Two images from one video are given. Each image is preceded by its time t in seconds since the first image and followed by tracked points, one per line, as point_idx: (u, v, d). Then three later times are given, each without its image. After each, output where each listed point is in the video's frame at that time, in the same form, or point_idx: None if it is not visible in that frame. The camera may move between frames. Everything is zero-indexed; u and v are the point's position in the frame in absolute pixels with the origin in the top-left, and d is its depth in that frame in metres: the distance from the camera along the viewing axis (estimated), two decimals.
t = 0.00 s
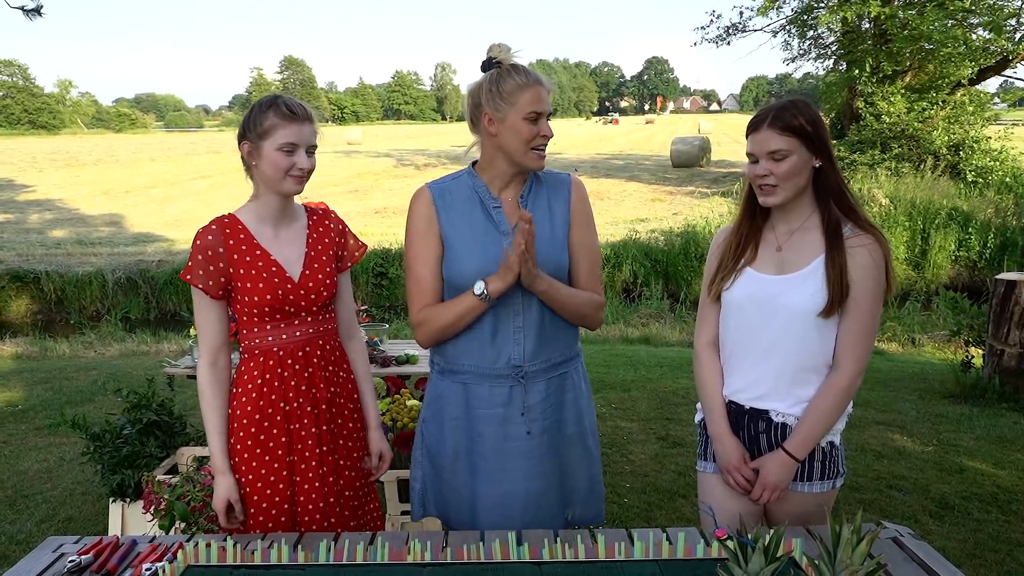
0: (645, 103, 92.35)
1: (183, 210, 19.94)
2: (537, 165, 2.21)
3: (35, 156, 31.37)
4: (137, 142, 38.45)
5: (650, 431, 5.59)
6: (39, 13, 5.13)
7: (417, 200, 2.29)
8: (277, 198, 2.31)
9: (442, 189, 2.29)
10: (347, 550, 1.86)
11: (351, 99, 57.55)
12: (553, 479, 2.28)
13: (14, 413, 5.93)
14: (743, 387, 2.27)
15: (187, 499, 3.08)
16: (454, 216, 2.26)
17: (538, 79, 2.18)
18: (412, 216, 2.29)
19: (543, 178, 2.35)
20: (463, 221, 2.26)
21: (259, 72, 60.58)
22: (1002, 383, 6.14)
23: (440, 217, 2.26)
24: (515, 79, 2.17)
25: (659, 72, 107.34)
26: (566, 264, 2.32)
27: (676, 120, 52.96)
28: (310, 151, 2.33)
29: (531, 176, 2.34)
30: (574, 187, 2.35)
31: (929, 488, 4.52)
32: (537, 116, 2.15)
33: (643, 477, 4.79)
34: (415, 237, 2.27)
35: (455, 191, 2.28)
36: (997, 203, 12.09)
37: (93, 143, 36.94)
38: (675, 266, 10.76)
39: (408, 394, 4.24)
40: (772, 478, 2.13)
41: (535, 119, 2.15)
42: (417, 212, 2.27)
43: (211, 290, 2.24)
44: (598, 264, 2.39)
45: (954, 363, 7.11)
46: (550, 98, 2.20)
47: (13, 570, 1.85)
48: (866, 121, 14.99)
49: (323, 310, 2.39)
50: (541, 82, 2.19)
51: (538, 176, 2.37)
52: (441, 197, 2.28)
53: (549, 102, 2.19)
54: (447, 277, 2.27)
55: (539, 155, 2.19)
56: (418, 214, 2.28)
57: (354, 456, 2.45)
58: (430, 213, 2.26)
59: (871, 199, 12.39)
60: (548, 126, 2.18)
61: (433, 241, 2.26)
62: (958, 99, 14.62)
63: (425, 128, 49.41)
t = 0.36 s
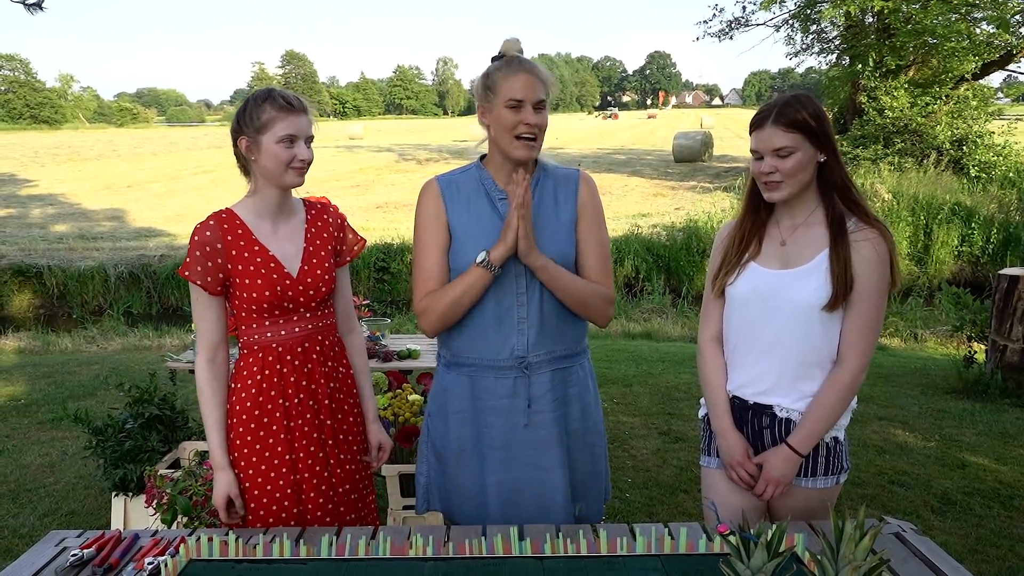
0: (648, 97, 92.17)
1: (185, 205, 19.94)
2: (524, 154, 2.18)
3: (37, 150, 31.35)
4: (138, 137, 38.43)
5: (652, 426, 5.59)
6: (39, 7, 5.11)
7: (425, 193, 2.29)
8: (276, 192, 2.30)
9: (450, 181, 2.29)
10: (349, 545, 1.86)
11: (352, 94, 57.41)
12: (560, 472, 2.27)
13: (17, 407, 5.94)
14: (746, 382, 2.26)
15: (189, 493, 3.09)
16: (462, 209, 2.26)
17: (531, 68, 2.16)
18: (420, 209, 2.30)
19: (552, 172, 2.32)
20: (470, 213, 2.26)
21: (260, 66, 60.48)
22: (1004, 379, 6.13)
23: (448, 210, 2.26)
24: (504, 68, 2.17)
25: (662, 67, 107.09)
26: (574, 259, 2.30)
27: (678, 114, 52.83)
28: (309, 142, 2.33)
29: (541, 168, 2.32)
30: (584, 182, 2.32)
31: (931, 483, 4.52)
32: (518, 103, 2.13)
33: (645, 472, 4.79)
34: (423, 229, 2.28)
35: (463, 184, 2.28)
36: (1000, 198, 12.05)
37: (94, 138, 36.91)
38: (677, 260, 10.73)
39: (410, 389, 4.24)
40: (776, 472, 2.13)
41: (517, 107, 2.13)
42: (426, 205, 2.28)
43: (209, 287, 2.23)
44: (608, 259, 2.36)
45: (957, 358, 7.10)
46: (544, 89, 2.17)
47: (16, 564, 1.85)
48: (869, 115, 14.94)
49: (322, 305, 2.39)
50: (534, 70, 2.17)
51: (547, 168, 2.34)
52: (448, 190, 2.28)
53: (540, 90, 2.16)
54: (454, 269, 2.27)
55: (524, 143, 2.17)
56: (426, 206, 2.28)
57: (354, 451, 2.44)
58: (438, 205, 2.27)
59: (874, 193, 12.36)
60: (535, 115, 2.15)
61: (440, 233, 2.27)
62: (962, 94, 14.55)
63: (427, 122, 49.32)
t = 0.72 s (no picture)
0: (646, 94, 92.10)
1: (182, 202, 19.92)
2: (516, 149, 2.18)
3: (34, 147, 31.30)
4: (136, 134, 38.34)
5: (650, 423, 5.59)
6: (35, 3, 5.10)
7: (429, 189, 2.29)
8: (268, 189, 2.29)
9: (454, 177, 2.29)
10: (346, 543, 1.85)
11: (351, 91, 57.25)
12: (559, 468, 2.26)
13: (14, 404, 5.93)
14: (744, 378, 2.26)
15: (186, 490, 3.09)
16: (465, 206, 2.26)
17: (523, 62, 2.15)
18: (423, 205, 2.30)
19: (557, 169, 2.30)
20: (473, 210, 2.26)
21: (258, 63, 60.39)
22: (1002, 375, 6.14)
23: (452, 207, 2.26)
24: (498, 63, 2.18)
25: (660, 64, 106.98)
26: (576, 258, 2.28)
27: (676, 111, 52.77)
28: (300, 137, 2.31)
29: (546, 165, 2.30)
30: (588, 181, 2.29)
31: (928, 479, 4.52)
32: (505, 100, 2.13)
33: (643, 468, 4.80)
34: (426, 224, 2.28)
35: (467, 180, 2.28)
36: (998, 195, 12.06)
37: (91, 135, 36.79)
38: (675, 257, 10.73)
39: (408, 385, 4.24)
40: (774, 469, 2.13)
41: (504, 102, 2.13)
42: (429, 200, 2.27)
43: (198, 282, 2.24)
44: (612, 259, 2.33)
45: (954, 355, 7.11)
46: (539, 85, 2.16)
47: (12, 561, 1.85)
48: (867, 112, 14.94)
49: (314, 304, 2.37)
50: (527, 63, 2.15)
51: (554, 163, 2.32)
52: (452, 186, 2.27)
53: (530, 83, 2.14)
54: (456, 265, 2.27)
55: (513, 139, 2.16)
56: (430, 202, 2.28)
57: (345, 452, 2.43)
58: (441, 201, 2.26)
59: (872, 190, 12.36)
60: (524, 109, 2.14)
61: (443, 229, 2.26)
62: (960, 91, 14.56)
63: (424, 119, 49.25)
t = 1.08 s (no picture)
0: (642, 93, 92.15)
1: (178, 201, 19.87)
2: (492, 150, 2.17)
3: (29, 146, 31.19)
4: (131, 133, 38.26)
5: (646, 423, 5.59)
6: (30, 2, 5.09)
7: (432, 188, 2.29)
8: (261, 188, 2.28)
9: (458, 176, 2.29)
10: (340, 543, 1.85)
11: (347, 90, 57.11)
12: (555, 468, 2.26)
13: (8, 404, 5.91)
14: (738, 375, 2.27)
15: (180, 490, 3.08)
16: (467, 205, 2.26)
17: (504, 65, 2.14)
18: (427, 204, 2.30)
19: (559, 171, 2.28)
20: (474, 210, 2.25)
21: (254, 62, 60.33)
22: (997, 374, 6.15)
23: (454, 206, 2.26)
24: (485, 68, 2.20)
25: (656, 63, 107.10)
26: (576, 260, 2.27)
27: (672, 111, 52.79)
28: (292, 138, 2.30)
29: (548, 166, 2.29)
30: (592, 184, 2.27)
31: (923, 478, 4.53)
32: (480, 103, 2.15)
33: (639, 468, 4.80)
34: (428, 223, 2.28)
35: (469, 179, 2.28)
36: (993, 194, 12.09)
37: (87, 134, 36.69)
38: (671, 257, 10.73)
39: (404, 385, 4.24)
40: (768, 468, 2.13)
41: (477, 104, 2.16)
42: (432, 199, 2.28)
43: (188, 280, 2.25)
44: (613, 261, 2.31)
45: (949, 354, 7.12)
46: (521, 87, 2.12)
47: (6, 561, 1.85)
48: (863, 111, 14.98)
49: (304, 305, 2.35)
50: (504, 65, 2.14)
51: (558, 165, 2.29)
52: (455, 184, 2.27)
53: (502, 85, 2.11)
54: (455, 263, 2.27)
55: (488, 142, 2.17)
56: (433, 201, 2.28)
57: (338, 455, 2.40)
58: (444, 200, 2.27)
59: (867, 189, 12.38)
60: (494, 111, 2.13)
61: (444, 227, 2.27)
62: (955, 90, 14.59)
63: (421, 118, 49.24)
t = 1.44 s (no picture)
0: (643, 92, 92.13)
1: (179, 200, 19.89)
2: (491, 147, 2.17)
3: (30, 145, 31.23)
4: (133, 132, 38.29)
5: (646, 422, 5.59)
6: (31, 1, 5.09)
7: (439, 185, 2.30)
8: (259, 187, 2.28)
9: (463, 174, 2.29)
10: (340, 542, 1.85)
11: (348, 89, 57.08)
12: (553, 468, 2.25)
13: (9, 403, 5.92)
14: (741, 370, 2.27)
15: (180, 490, 3.07)
16: (472, 202, 2.26)
17: (504, 62, 2.14)
18: (432, 201, 2.31)
19: (566, 170, 2.27)
20: (479, 207, 2.25)
21: (255, 62, 60.42)
22: (998, 373, 6.14)
23: (459, 203, 2.26)
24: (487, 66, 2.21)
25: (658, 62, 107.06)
26: (578, 259, 2.27)
27: (673, 110, 52.74)
28: (291, 137, 2.31)
29: (552, 164, 2.28)
30: (597, 184, 2.27)
31: (924, 478, 4.53)
32: (480, 99, 2.16)
33: (639, 467, 4.80)
34: (432, 219, 2.29)
35: (475, 176, 2.28)
36: (994, 193, 12.08)
37: (88, 133, 36.72)
38: (672, 256, 10.72)
39: (403, 384, 4.24)
40: (773, 460, 2.15)
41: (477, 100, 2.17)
42: (438, 197, 2.29)
43: (189, 282, 2.24)
44: (618, 259, 2.30)
45: (950, 353, 7.11)
46: (519, 84, 2.12)
47: (5, 561, 1.84)
48: (864, 110, 14.97)
49: (305, 302, 2.36)
50: (504, 63, 2.14)
51: (564, 165, 2.28)
52: (460, 181, 2.28)
53: (498, 82, 2.12)
54: (458, 259, 2.27)
55: (487, 137, 2.16)
56: (438, 198, 2.29)
57: (340, 451, 2.41)
58: (449, 197, 2.27)
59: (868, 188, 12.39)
60: (492, 108, 2.13)
61: (447, 224, 2.27)
62: (956, 89, 14.56)
63: (422, 117, 49.24)
